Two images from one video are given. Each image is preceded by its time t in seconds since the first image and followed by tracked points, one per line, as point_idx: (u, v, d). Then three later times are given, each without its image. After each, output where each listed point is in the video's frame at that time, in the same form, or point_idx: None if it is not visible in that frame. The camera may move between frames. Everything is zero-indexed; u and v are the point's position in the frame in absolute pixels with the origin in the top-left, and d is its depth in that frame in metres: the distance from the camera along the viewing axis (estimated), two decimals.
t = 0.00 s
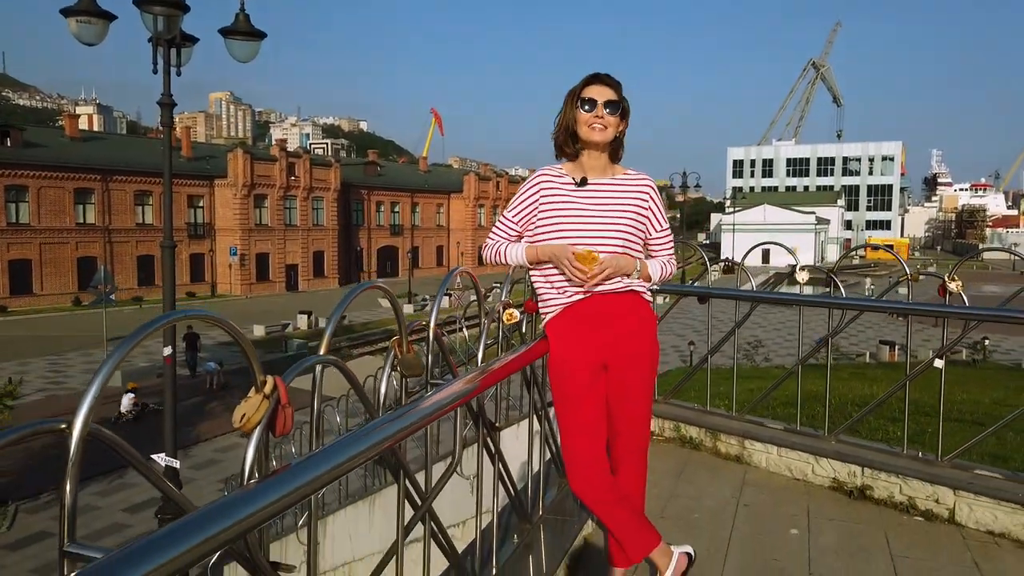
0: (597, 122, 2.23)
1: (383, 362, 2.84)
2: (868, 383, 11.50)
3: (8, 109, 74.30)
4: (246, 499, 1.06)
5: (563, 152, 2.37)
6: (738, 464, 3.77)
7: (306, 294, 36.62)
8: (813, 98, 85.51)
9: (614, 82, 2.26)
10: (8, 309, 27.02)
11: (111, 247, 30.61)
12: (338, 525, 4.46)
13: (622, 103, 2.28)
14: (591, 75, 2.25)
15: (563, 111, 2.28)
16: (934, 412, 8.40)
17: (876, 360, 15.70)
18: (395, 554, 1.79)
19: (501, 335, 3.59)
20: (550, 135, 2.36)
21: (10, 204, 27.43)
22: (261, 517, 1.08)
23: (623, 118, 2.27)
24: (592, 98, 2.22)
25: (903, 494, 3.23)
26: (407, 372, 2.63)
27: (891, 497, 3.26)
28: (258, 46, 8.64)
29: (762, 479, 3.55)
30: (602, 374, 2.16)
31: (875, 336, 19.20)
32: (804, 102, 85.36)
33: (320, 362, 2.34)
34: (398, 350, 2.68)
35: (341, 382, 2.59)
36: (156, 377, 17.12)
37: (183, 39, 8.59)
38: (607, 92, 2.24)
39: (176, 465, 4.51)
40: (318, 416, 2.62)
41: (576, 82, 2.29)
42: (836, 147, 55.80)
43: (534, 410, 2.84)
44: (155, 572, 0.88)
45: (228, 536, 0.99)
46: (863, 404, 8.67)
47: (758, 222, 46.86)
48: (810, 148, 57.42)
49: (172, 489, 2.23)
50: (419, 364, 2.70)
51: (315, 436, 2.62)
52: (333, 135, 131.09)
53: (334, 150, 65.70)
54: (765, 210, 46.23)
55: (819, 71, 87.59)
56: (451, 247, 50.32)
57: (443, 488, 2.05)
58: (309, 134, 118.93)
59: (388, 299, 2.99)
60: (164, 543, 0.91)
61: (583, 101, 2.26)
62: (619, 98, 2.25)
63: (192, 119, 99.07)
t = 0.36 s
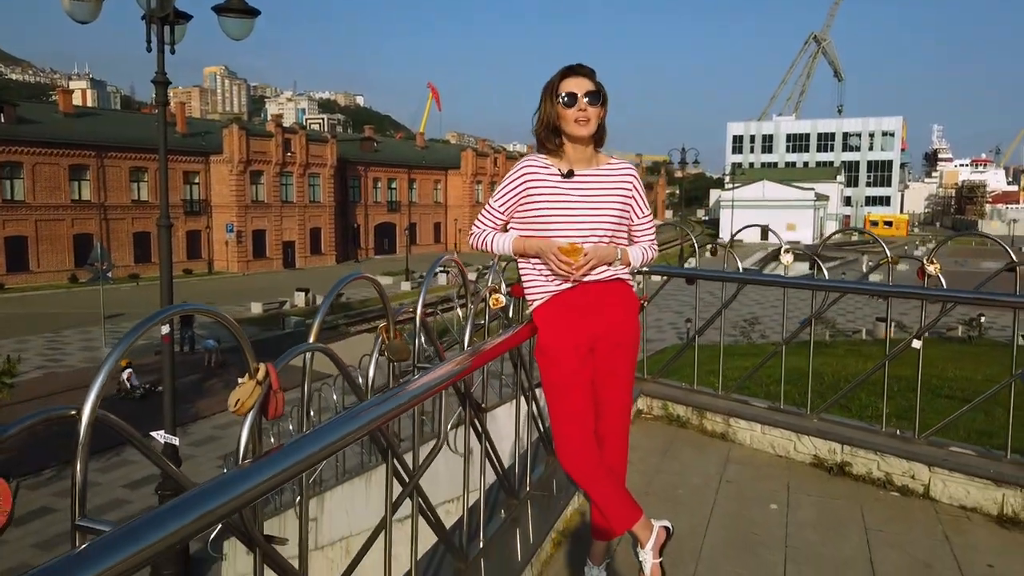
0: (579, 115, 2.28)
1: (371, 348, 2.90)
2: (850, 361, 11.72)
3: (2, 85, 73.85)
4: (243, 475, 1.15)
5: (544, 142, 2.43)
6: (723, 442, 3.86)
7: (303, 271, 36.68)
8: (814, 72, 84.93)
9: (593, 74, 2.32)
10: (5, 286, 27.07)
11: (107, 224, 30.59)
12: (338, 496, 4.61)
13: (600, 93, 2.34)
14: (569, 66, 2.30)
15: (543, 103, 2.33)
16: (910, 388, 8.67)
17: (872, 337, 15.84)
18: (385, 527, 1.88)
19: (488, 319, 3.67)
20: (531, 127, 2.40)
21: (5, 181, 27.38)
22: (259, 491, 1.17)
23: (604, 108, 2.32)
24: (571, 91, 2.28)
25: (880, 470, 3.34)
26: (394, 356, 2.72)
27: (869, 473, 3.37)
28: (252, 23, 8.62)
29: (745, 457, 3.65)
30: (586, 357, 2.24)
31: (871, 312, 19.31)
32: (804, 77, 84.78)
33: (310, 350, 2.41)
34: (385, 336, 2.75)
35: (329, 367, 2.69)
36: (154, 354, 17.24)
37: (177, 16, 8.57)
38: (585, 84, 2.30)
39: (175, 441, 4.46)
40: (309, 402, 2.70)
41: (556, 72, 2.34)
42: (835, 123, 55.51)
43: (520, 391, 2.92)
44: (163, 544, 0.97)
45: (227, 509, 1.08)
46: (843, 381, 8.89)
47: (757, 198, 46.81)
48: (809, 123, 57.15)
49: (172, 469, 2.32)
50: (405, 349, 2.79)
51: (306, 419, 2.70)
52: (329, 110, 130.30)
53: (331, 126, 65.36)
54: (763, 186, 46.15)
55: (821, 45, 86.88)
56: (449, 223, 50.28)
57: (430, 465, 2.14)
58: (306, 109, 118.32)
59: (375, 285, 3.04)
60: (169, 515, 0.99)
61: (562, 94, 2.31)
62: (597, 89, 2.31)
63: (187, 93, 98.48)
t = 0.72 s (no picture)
0: (554, 105, 2.38)
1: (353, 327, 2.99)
2: (822, 339, 11.99)
3: None
4: (223, 440, 1.23)
5: (523, 128, 2.53)
6: (705, 417, 3.97)
7: (300, 251, 36.74)
8: (814, 50, 84.41)
9: (568, 65, 2.42)
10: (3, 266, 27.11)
11: (104, 205, 30.55)
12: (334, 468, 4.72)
13: (575, 83, 2.44)
14: (544, 56, 2.41)
15: (520, 90, 2.45)
16: (882, 367, 8.89)
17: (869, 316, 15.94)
18: (367, 496, 1.99)
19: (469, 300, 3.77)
20: (510, 112, 2.51)
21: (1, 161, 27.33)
22: (239, 458, 1.26)
23: (578, 98, 2.43)
24: (545, 83, 2.38)
25: (854, 444, 3.45)
26: (374, 334, 2.77)
27: (845, 448, 3.48)
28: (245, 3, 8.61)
29: (726, 432, 3.75)
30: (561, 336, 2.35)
31: (868, 292, 19.41)
32: (805, 56, 84.18)
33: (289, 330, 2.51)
34: (364, 315, 2.83)
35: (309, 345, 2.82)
36: (152, 334, 17.34)
37: None
38: (560, 73, 2.40)
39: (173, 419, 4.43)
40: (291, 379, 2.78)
41: (531, 63, 2.44)
42: (835, 102, 55.21)
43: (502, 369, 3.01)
44: (151, 501, 1.06)
45: (211, 471, 1.18)
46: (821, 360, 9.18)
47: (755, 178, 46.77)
48: (809, 102, 56.91)
49: (162, 439, 2.39)
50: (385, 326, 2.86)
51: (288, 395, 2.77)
52: (326, 89, 129.43)
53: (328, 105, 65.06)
54: (762, 165, 46.05)
55: (821, 22, 86.24)
56: (446, 203, 50.26)
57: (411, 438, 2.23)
58: (303, 89, 117.66)
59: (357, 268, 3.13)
60: (158, 475, 1.09)
61: (540, 83, 2.42)
62: (572, 78, 2.41)
63: (182, 71, 97.79)
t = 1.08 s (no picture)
0: (534, 95, 2.52)
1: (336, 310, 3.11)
2: (806, 326, 12.10)
3: None
4: (210, 414, 1.34)
5: (506, 116, 2.66)
6: (690, 400, 4.06)
7: (302, 236, 36.84)
8: (819, 34, 83.84)
9: (550, 54, 2.54)
10: (6, 252, 27.25)
11: (106, 189, 30.62)
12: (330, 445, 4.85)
13: (556, 74, 2.57)
14: (528, 46, 2.53)
15: (504, 78, 2.57)
16: (868, 355, 8.98)
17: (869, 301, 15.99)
18: (351, 471, 2.09)
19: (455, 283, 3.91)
20: (494, 99, 2.64)
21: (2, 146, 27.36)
22: (226, 429, 1.37)
23: (559, 87, 2.56)
24: (527, 71, 2.51)
25: (833, 425, 3.54)
26: (357, 317, 2.87)
27: (824, 428, 3.57)
28: None
29: (710, 413, 3.86)
30: (539, 319, 2.49)
31: (869, 277, 19.44)
32: (810, 39, 83.47)
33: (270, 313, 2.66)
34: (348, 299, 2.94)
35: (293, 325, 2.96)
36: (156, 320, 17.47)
37: None
38: (542, 63, 2.52)
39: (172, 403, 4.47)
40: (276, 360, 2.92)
41: (516, 53, 2.57)
42: (839, 86, 54.87)
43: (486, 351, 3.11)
44: (146, 465, 1.18)
45: (200, 440, 1.29)
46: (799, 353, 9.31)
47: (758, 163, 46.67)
48: (812, 87, 56.63)
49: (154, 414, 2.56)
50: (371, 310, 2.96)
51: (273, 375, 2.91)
52: (328, 73, 128.65)
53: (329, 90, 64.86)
54: (765, 150, 45.88)
55: (826, 5, 85.57)
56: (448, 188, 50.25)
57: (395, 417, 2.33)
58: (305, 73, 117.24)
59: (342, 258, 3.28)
60: (153, 441, 1.20)
61: (523, 70, 2.54)
62: (554, 70, 2.54)
63: (183, 56, 97.57)
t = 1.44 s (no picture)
0: (529, 91, 2.64)
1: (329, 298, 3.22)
2: (803, 318, 12.28)
3: (12, 43, 73.63)
4: (206, 390, 1.43)
5: (500, 111, 2.78)
6: (687, 388, 4.14)
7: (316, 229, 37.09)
8: (835, 25, 83.02)
9: (546, 53, 2.66)
10: (24, 244, 27.61)
11: (122, 182, 30.95)
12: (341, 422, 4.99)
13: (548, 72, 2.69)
14: (526, 45, 2.64)
15: (500, 74, 2.69)
16: (877, 349, 9.00)
17: (882, 295, 15.90)
18: (347, 451, 2.18)
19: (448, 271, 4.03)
20: (488, 95, 2.76)
21: (20, 139, 27.70)
22: (220, 404, 1.47)
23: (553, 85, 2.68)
24: (523, 68, 2.63)
25: (826, 414, 3.61)
26: (348, 304, 2.99)
27: (817, 417, 3.65)
28: None
29: (705, 402, 3.94)
30: (529, 307, 2.61)
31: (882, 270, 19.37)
32: (826, 29, 82.66)
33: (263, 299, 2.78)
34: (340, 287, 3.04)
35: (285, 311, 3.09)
36: (171, 311, 17.72)
37: None
38: (536, 61, 2.64)
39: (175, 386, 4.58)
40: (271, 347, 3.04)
41: (512, 50, 2.67)
42: (855, 77, 54.37)
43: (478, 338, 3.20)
44: (146, 433, 1.28)
45: (195, 412, 1.38)
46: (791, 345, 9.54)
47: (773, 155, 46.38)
48: (828, 78, 56.18)
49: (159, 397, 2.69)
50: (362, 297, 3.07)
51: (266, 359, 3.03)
52: (342, 66, 128.74)
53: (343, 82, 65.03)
54: (779, 142, 45.59)
55: None
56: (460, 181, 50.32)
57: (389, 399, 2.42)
58: (318, 65, 117.51)
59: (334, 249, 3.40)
60: (152, 413, 1.30)
61: (517, 68, 2.65)
62: (547, 68, 2.66)
63: (197, 49, 98.08)
